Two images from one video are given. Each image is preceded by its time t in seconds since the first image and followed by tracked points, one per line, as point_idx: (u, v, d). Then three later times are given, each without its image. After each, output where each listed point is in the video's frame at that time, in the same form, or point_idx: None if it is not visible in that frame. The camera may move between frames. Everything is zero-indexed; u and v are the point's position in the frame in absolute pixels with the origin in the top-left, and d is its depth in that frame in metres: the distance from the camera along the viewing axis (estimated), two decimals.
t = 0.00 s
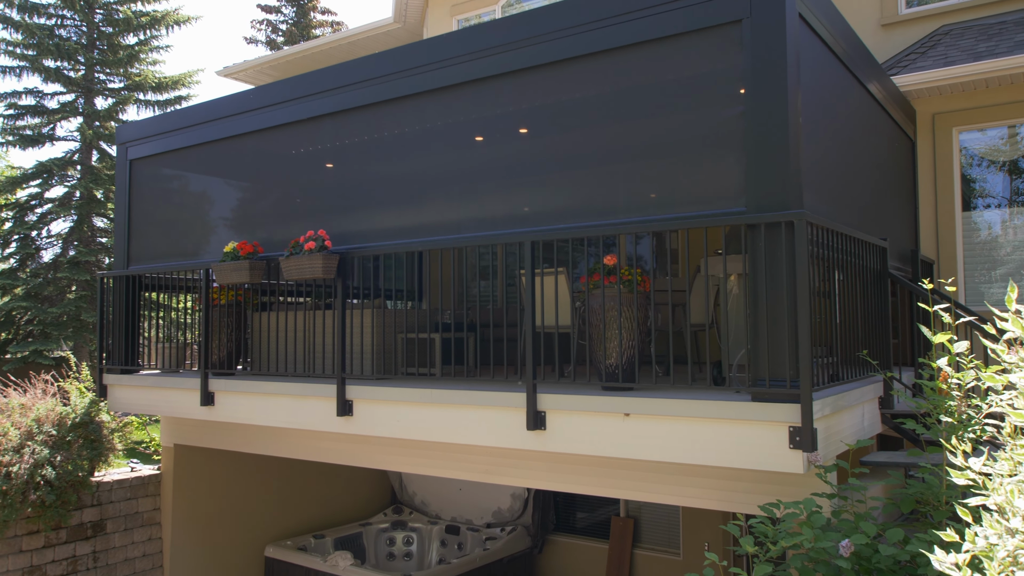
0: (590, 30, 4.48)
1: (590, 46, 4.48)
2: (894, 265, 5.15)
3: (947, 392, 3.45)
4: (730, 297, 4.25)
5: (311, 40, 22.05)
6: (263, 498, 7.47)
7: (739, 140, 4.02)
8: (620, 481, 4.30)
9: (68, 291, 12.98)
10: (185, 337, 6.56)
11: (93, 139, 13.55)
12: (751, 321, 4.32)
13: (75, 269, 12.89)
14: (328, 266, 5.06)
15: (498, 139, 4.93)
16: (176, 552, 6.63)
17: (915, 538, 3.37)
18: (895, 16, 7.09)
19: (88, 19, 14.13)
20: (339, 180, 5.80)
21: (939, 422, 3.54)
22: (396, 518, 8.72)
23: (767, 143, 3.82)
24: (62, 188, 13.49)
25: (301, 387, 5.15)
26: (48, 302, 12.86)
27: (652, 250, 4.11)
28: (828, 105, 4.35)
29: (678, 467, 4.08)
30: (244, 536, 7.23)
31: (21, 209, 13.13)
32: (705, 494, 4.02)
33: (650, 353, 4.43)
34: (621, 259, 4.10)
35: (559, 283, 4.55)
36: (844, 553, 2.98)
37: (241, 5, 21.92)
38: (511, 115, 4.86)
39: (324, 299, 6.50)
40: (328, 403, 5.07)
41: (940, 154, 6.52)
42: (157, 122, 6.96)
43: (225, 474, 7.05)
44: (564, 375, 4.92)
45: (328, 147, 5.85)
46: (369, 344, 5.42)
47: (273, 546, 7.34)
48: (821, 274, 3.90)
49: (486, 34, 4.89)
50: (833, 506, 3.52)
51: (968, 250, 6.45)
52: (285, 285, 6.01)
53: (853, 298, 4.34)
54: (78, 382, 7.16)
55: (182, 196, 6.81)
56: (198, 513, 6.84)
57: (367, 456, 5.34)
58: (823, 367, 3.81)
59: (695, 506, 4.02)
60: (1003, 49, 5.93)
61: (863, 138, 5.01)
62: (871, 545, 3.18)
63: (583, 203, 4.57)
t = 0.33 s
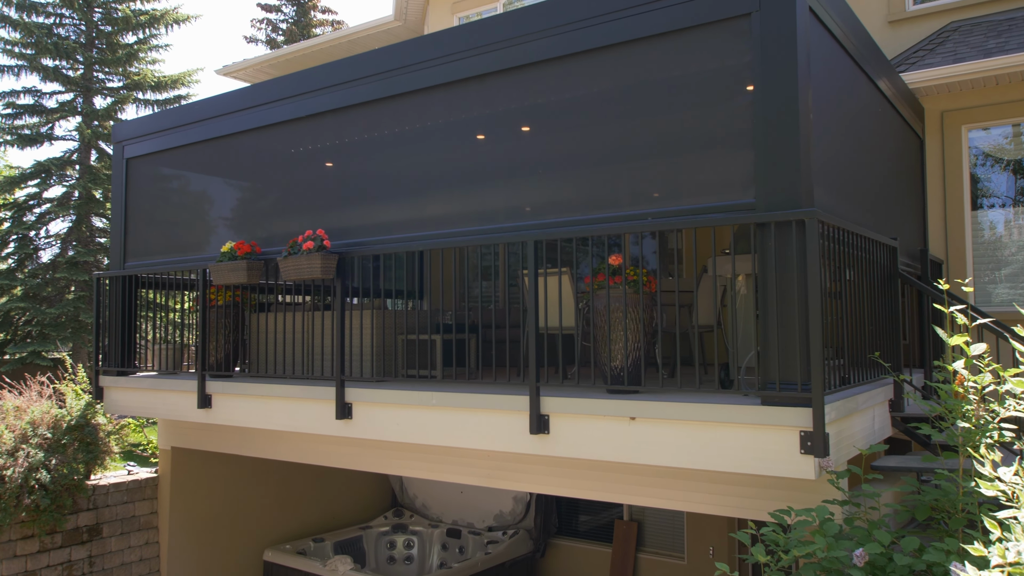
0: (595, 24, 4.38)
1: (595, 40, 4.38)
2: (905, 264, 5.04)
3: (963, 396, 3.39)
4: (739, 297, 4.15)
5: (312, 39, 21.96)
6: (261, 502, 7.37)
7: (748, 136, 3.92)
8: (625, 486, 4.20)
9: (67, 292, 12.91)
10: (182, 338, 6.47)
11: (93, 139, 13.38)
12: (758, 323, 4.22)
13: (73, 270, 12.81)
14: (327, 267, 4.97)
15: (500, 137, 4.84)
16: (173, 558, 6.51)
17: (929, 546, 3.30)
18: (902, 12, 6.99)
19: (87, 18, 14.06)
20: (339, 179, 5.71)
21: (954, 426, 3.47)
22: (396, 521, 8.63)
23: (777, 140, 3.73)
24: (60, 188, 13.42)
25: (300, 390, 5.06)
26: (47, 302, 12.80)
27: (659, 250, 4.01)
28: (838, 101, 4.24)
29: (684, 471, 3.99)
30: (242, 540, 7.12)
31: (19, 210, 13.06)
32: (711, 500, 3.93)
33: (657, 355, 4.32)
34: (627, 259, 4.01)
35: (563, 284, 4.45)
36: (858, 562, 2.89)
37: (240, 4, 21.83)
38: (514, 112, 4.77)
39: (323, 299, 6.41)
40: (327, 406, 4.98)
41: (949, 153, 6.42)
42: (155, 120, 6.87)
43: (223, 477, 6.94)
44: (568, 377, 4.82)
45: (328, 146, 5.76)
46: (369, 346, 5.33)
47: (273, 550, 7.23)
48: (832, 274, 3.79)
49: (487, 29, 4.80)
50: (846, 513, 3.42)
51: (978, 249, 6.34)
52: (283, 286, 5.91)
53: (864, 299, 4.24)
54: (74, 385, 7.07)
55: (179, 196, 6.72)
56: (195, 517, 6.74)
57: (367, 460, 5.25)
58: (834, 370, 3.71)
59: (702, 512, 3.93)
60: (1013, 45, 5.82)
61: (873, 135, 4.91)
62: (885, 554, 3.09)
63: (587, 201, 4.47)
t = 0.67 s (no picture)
0: (603, 18, 4.27)
1: (603, 35, 4.27)
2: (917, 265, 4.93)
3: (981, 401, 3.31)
4: (748, 299, 4.04)
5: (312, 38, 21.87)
6: (260, 506, 7.26)
7: (759, 134, 3.81)
8: (631, 493, 4.10)
9: (66, 292, 12.82)
10: (179, 340, 6.38)
11: (91, 137, 13.30)
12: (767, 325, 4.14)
13: (71, 270, 12.70)
14: (326, 267, 4.86)
15: (502, 134, 4.74)
16: (170, 564, 6.41)
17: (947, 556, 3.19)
18: (911, 9, 6.88)
19: (85, 16, 13.97)
20: (338, 178, 5.61)
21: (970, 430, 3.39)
22: (397, 524, 8.52)
23: (790, 137, 3.62)
24: (58, 188, 13.34)
25: (299, 394, 4.95)
26: (45, 303, 12.72)
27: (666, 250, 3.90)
28: (850, 97, 4.14)
29: (692, 478, 3.88)
30: (240, 545, 7.01)
31: (17, 210, 12.96)
32: (720, 508, 3.83)
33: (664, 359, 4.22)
34: (634, 260, 3.90)
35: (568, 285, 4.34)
36: (876, 573, 2.79)
37: (240, 3, 21.73)
38: (517, 110, 4.67)
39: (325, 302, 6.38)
40: (326, 409, 4.88)
41: (959, 152, 6.31)
42: (152, 118, 6.76)
43: (220, 481, 6.84)
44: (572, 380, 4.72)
45: (327, 144, 5.66)
46: (370, 348, 5.23)
47: (271, 555, 7.12)
48: (846, 276, 3.68)
49: (490, 24, 4.70)
50: (860, 521, 3.31)
51: (989, 249, 6.23)
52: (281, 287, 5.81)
53: (877, 300, 4.12)
54: (69, 387, 6.96)
55: (177, 195, 6.61)
56: (193, 522, 6.64)
57: (367, 465, 5.15)
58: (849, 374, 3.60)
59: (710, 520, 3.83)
60: None
61: (885, 133, 4.80)
62: (903, 565, 2.98)
63: (592, 200, 4.37)
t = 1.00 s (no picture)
0: (607, 11, 4.18)
1: (607, 28, 4.18)
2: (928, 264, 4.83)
3: (998, 403, 3.21)
4: (756, 299, 3.94)
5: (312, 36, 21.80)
6: (258, 509, 7.16)
7: (768, 129, 3.72)
8: (636, 497, 4.00)
9: (64, 292, 12.75)
10: (176, 341, 6.29)
11: (89, 137, 13.20)
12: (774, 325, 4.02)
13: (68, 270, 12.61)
14: (323, 266, 4.75)
15: (504, 131, 4.65)
16: (166, 568, 6.31)
17: (961, 562, 3.10)
18: (917, 4, 6.79)
19: (83, 14, 13.89)
20: (337, 176, 5.52)
21: (986, 433, 3.29)
22: (397, 527, 8.43)
23: (799, 132, 3.52)
24: (56, 187, 13.27)
25: (296, 395, 4.86)
26: (42, 302, 12.65)
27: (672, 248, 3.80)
28: (860, 92, 4.04)
29: (698, 482, 3.79)
30: (238, 548, 6.90)
31: (14, 209, 12.89)
32: (727, 513, 3.73)
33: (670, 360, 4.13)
34: (638, 258, 3.80)
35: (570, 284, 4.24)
36: None
37: (240, 1, 21.67)
38: (519, 105, 4.58)
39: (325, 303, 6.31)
40: (324, 411, 4.79)
41: (968, 149, 6.21)
42: (148, 115, 6.68)
43: (217, 484, 6.73)
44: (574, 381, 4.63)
45: (326, 141, 5.57)
46: (369, 347, 5.15)
47: (269, 558, 7.02)
48: (859, 274, 3.57)
49: (491, 18, 4.61)
50: (874, 528, 3.21)
51: (998, 248, 6.14)
52: (279, 287, 5.72)
53: (889, 300, 4.02)
54: (65, 388, 6.89)
55: (174, 193, 6.53)
56: (190, 525, 6.54)
57: (366, 467, 5.06)
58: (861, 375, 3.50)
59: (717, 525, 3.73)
60: None
61: (894, 128, 4.70)
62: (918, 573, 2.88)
63: (595, 197, 4.27)
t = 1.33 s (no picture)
0: (610, 6, 4.10)
1: (610, 24, 4.10)
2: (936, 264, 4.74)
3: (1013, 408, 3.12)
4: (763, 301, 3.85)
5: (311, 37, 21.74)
6: (256, 513, 7.06)
7: (776, 126, 3.63)
8: (640, 504, 3.91)
9: (63, 293, 12.67)
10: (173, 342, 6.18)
11: (87, 137, 13.14)
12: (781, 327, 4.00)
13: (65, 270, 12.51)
14: (321, 267, 4.66)
15: (505, 129, 4.57)
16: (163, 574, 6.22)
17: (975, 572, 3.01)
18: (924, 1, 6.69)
19: (81, 14, 13.80)
20: (335, 175, 5.44)
21: (1001, 438, 3.20)
22: (396, 530, 8.34)
23: (809, 130, 3.43)
24: (55, 188, 13.19)
25: (293, 397, 4.77)
26: (41, 303, 12.56)
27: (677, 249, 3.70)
28: (870, 88, 3.95)
29: (704, 488, 3.70)
30: (236, 554, 6.80)
31: (12, 209, 12.82)
32: (733, 520, 3.64)
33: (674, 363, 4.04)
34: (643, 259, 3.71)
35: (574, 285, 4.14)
36: None
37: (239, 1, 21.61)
38: (520, 103, 4.49)
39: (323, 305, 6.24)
40: (322, 415, 4.70)
41: (976, 148, 6.11)
42: (144, 114, 6.59)
43: (214, 488, 6.63)
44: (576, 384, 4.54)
45: (324, 140, 5.49)
46: (367, 349, 5.07)
47: (267, 562, 6.92)
48: (870, 276, 3.48)
49: (492, 14, 4.52)
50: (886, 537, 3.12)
51: (1007, 249, 6.05)
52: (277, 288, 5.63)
53: (899, 301, 3.93)
54: (59, 390, 6.81)
55: (169, 193, 6.44)
56: (186, 529, 6.44)
57: (365, 471, 4.97)
58: (871, 379, 3.41)
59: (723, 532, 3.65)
60: None
61: (903, 126, 4.61)
62: None
63: (598, 197, 4.18)
